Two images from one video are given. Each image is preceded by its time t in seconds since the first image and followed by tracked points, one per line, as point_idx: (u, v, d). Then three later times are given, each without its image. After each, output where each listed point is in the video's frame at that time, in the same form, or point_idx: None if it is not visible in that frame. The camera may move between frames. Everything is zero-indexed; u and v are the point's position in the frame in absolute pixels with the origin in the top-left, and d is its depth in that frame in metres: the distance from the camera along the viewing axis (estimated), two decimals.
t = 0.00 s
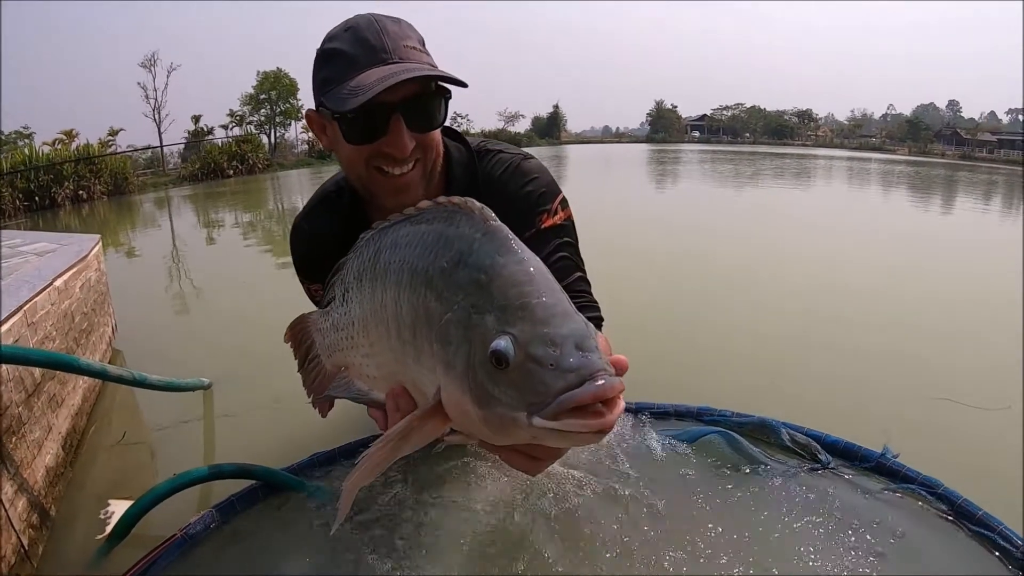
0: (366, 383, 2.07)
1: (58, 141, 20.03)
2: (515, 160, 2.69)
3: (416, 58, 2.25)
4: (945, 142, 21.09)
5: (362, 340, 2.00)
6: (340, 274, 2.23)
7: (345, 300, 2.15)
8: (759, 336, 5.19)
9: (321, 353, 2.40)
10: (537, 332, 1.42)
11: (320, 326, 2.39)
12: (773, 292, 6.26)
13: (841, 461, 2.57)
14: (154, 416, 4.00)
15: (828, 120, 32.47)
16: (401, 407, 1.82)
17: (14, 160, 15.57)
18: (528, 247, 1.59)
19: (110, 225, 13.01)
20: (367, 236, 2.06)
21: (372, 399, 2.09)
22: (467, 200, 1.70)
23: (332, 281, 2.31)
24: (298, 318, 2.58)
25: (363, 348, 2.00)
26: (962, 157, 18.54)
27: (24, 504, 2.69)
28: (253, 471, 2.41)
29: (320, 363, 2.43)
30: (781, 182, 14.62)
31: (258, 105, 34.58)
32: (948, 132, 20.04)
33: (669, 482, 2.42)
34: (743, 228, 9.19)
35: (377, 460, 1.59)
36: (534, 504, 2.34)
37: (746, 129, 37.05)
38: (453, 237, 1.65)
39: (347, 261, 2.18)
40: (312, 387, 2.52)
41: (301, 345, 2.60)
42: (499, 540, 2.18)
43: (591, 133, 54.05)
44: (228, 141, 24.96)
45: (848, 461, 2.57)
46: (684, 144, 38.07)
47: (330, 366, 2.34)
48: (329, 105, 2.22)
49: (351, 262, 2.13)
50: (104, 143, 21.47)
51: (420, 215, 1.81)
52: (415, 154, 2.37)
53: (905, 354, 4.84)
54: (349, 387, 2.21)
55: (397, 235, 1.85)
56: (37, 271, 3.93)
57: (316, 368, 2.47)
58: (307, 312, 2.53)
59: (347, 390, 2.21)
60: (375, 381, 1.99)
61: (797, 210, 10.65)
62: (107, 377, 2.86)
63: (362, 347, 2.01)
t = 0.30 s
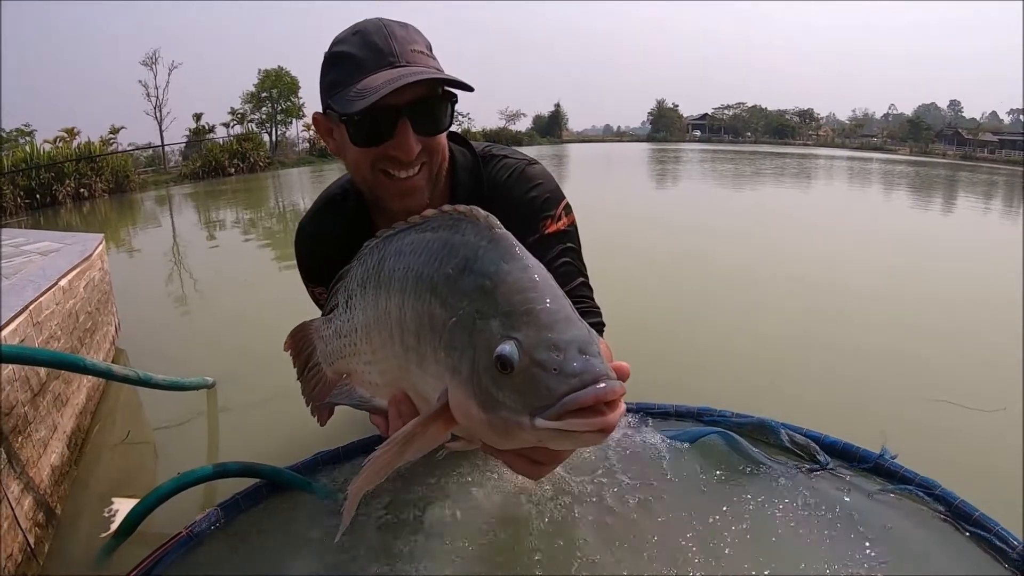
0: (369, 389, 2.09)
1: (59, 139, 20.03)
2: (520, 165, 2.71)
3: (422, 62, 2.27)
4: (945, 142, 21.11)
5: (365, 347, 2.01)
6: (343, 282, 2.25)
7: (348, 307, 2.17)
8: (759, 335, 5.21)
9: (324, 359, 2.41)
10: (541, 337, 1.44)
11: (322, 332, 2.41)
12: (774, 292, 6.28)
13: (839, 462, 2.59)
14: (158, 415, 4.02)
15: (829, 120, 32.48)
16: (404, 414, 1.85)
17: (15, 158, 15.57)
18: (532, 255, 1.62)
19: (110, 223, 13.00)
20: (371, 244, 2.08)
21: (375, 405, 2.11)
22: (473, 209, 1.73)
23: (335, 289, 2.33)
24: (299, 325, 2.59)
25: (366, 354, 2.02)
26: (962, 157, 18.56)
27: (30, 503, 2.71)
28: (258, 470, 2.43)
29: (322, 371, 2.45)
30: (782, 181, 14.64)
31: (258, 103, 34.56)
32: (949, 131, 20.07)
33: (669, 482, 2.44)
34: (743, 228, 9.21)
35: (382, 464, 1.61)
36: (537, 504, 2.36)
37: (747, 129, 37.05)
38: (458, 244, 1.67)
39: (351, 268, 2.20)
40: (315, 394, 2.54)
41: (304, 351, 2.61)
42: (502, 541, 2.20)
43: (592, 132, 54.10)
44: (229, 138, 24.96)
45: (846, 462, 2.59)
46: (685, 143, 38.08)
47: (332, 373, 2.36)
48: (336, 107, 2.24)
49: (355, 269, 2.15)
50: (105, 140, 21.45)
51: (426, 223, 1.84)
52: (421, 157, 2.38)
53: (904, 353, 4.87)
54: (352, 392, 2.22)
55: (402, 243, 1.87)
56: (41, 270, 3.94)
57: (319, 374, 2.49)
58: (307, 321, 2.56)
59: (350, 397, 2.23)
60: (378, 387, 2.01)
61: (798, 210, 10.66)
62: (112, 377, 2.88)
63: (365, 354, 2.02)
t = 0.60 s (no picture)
0: (375, 392, 2.11)
1: (63, 135, 20.06)
2: (526, 170, 2.72)
3: (430, 69, 2.28)
4: (950, 143, 21.10)
5: (373, 350, 2.03)
6: (353, 285, 2.27)
7: (357, 310, 2.19)
8: (760, 336, 5.22)
9: (332, 361, 2.44)
10: (547, 347, 1.46)
11: (331, 334, 2.43)
12: (776, 293, 6.29)
13: (840, 466, 2.61)
14: (162, 413, 4.05)
15: (833, 120, 32.44)
16: (409, 417, 1.88)
17: (19, 155, 15.60)
18: (540, 267, 1.64)
19: (114, 220, 13.04)
20: (381, 249, 2.11)
21: (380, 409, 2.12)
22: (484, 219, 1.75)
23: (344, 292, 2.35)
24: (310, 327, 2.61)
25: (374, 358, 2.04)
26: (966, 158, 18.54)
27: (37, 502, 2.74)
28: (262, 469, 2.45)
29: (331, 372, 2.47)
30: (786, 181, 14.63)
31: (262, 101, 34.59)
32: (953, 132, 20.06)
33: (670, 485, 2.45)
34: (746, 228, 9.21)
35: (386, 465, 1.63)
36: (540, 506, 2.37)
37: (751, 128, 37.00)
38: (468, 253, 1.69)
39: (360, 273, 2.22)
40: (322, 395, 2.56)
41: (311, 354, 2.63)
42: (505, 543, 2.21)
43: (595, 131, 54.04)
44: (233, 136, 25.00)
45: (848, 466, 2.60)
46: (689, 142, 38.04)
47: (340, 374, 2.38)
48: (345, 115, 2.25)
49: (365, 274, 2.17)
50: (109, 137, 21.50)
51: (436, 230, 1.86)
52: (428, 164, 2.40)
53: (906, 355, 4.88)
54: (358, 396, 2.24)
55: (412, 250, 1.89)
56: (47, 270, 3.96)
57: (326, 375, 2.51)
58: (319, 321, 2.57)
59: (356, 400, 2.24)
60: (384, 391, 2.02)
61: (800, 210, 10.67)
62: (118, 377, 2.90)
63: (373, 356, 2.04)
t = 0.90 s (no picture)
0: (377, 394, 2.11)
1: (65, 134, 20.10)
2: (530, 171, 2.73)
3: (444, 73, 2.29)
4: (952, 144, 21.07)
5: (375, 352, 2.04)
6: (355, 287, 2.27)
7: (359, 312, 2.19)
8: (761, 336, 5.22)
9: (334, 362, 2.44)
10: (549, 353, 1.46)
11: (334, 335, 2.43)
12: (777, 293, 6.28)
13: (842, 467, 2.60)
14: (164, 412, 4.05)
15: (835, 121, 32.41)
16: (411, 419, 1.89)
17: (21, 154, 15.61)
18: (542, 273, 1.64)
19: (116, 219, 13.06)
20: (384, 251, 2.11)
21: (383, 410, 2.13)
22: (487, 225, 1.75)
23: (347, 293, 2.36)
24: (314, 328, 2.61)
25: (376, 359, 2.04)
26: (968, 159, 18.52)
27: (40, 501, 2.74)
28: (265, 469, 2.45)
29: (333, 373, 2.47)
30: (788, 182, 14.63)
31: (264, 100, 34.61)
32: (956, 133, 20.06)
33: (672, 485, 2.45)
34: (747, 228, 9.21)
35: (390, 469, 1.63)
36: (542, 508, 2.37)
37: (753, 129, 36.98)
38: (470, 259, 1.69)
39: (363, 274, 2.23)
40: (324, 395, 2.57)
41: (314, 354, 2.64)
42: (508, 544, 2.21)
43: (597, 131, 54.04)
44: (235, 135, 25.03)
45: (850, 468, 2.60)
46: (690, 142, 38.03)
47: (342, 376, 2.38)
48: (359, 116, 2.24)
49: (368, 276, 2.17)
50: (111, 136, 21.53)
51: (440, 234, 1.86)
52: (439, 166, 2.40)
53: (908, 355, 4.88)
54: (360, 397, 2.24)
55: (415, 254, 1.89)
56: (50, 269, 3.97)
57: (329, 376, 2.52)
58: (321, 321, 2.57)
59: (358, 401, 2.25)
60: (386, 393, 2.03)
61: (802, 211, 10.66)
62: (122, 377, 2.91)
63: (375, 358, 2.04)
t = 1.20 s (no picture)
0: (377, 394, 2.12)
1: (66, 134, 20.14)
2: (537, 178, 2.75)
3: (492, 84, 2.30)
4: (953, 145, 21.09)
5: (374, 353, 2.05)
6: (354, 287, 2.29)
7: (358, 312, 2.20)
8: (760, 336, 5.24)
9: (333, 362, 2.45)
10: (546, 356, 1.47)
11: (333, 336, 2.44)
12: (777, 294, 6.30)
13: (840, 469, 2.61)
14: (165, 412, 4.07)
15: (836, 122, 32.40)
16: (410, 419, 1.90)
17: (23, 154, 15.64)
18: (539, 275, 1.65)
19: (117, 219, 13.10)
20: (382, 252, 2.12)
21: (382, 411, 2.14)
22: (485, 227, 1.76)
23: (346, 293, 2.37)
24: (314, 326, 2.61)
25: (374, 360, 2.05)
26: (969, 160, 18.52)
27: (41, 501, 2.76)
28: (264, 470, 2.47)
29: (332, 373, 2.48)
30: (788, 183, 14.64)
31: (265, 100, 34.69)
32: (956, 134, 20.07)
33: (670, 488, 2.46)
34: (747, 229, 9.22)
35: (389, 470, 1.65)
36: (541, 509, 2.38)
37: (754, 129, 36.99)
38: (468, 261, 1.70)
39: (361, 275, 2.24)
40: (323, 395, 2.57)
41: (314, 354, 2.64)
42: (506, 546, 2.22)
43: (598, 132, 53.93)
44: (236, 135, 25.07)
45: (847, 469, 2.61)
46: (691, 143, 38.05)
47: (341, 376, 2.39)
48: (408, 111, 2.19)
49: (366, 277, 2.18)
50: (112, 137, 21.60)
51: (438, 235, 1.87)
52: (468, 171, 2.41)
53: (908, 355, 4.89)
54: (359, 397, 2.25)
55: (412, 255, 1.90)
56: (51, 270, 3.98)
57: (328, 376, 2.52)
58: (320, 321, 2.58)
59: (357, 401, 2.26)
60: (385, 393, 2.04)
61: (803, 211, 10.67)
62: (123, 377, 2.92)
63: (374, 358, 2.05)
